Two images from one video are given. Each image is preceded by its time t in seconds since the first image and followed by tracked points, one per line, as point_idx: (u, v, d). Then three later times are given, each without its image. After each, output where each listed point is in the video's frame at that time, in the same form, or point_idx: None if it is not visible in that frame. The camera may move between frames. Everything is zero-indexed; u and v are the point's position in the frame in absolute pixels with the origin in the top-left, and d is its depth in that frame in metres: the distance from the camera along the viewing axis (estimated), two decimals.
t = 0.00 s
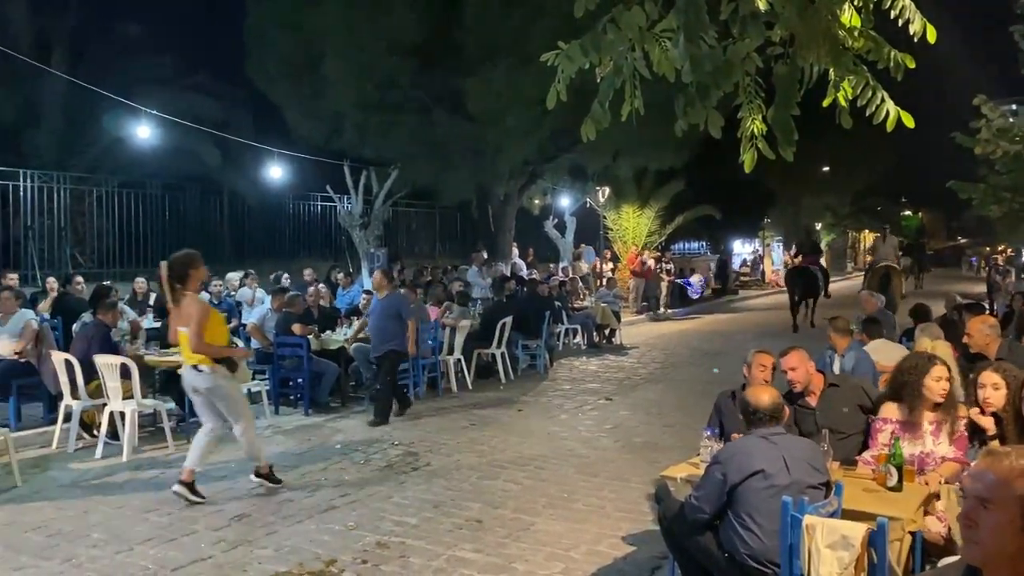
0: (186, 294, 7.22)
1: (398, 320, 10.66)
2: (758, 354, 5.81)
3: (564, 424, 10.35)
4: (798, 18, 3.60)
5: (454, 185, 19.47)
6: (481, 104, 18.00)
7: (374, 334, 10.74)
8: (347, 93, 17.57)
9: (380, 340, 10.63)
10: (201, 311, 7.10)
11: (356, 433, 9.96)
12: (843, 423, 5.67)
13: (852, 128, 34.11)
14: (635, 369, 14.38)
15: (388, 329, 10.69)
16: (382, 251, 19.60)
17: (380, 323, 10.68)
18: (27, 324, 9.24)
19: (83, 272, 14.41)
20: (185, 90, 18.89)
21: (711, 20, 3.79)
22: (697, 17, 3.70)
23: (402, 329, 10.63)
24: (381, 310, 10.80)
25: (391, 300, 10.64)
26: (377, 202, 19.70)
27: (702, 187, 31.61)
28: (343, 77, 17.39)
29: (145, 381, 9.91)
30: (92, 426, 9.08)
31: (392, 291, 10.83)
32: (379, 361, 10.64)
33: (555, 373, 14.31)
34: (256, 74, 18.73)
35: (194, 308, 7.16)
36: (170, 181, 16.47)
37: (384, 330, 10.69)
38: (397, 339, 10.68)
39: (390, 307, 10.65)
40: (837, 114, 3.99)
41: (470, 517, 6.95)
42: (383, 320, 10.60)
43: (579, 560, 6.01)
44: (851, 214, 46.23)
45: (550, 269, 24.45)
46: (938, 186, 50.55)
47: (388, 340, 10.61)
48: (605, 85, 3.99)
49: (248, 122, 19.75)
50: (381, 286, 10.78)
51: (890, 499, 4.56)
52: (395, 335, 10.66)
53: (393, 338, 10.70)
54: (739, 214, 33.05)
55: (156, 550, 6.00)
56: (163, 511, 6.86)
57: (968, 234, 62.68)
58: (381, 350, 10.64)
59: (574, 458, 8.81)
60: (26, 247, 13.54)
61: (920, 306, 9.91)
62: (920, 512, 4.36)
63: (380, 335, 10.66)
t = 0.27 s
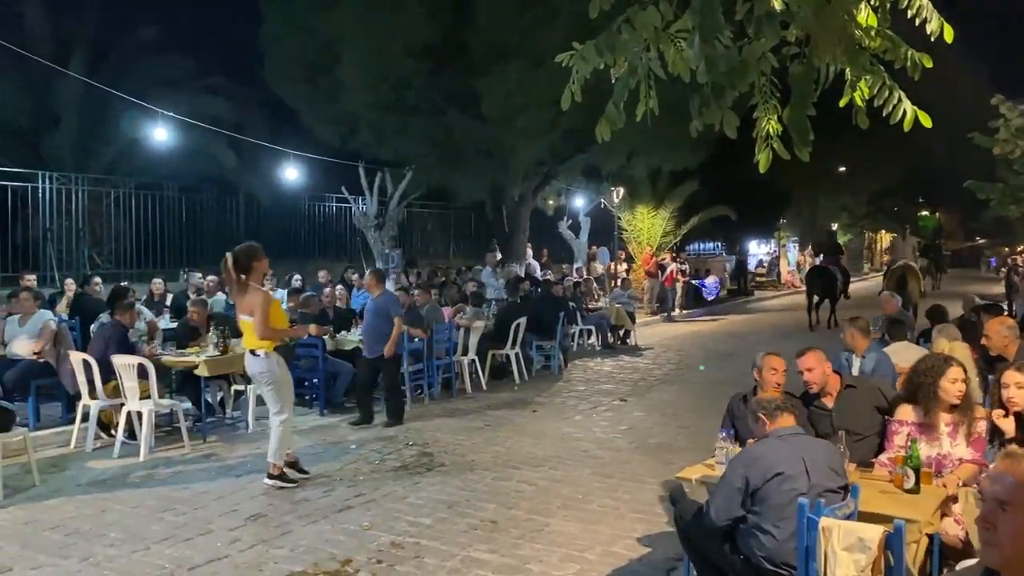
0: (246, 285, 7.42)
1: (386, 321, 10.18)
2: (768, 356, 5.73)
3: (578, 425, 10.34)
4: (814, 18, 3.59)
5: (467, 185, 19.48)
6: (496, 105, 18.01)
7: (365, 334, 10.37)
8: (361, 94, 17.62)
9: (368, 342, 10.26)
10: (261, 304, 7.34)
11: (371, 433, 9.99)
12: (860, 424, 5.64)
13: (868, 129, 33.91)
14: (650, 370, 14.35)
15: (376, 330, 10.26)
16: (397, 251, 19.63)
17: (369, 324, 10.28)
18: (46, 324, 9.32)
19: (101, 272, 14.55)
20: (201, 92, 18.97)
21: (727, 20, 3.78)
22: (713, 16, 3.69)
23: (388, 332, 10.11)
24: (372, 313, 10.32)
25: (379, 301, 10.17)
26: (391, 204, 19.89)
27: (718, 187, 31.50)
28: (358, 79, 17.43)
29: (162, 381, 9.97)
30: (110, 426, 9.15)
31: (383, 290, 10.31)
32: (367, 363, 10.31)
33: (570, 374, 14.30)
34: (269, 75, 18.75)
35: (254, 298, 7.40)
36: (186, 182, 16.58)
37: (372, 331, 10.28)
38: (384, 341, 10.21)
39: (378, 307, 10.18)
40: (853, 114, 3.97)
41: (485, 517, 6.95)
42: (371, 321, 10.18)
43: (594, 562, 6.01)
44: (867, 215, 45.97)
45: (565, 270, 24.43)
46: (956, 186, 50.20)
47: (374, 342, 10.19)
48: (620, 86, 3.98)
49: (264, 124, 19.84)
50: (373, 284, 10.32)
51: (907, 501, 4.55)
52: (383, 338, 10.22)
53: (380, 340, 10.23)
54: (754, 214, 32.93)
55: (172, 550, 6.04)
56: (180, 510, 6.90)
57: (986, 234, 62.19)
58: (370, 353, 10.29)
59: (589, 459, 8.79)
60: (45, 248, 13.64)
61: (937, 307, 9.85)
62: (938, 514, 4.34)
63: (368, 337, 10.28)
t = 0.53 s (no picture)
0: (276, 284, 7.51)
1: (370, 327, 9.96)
2: (779, 357, 5.69)
3: (592, 426, 10.32)
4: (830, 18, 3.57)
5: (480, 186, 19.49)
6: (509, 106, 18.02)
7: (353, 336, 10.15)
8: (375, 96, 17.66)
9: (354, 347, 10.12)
10: (282, 303, 7.42)
11: (385, 434, 10.00)
12: (875, 425, 5.61)
13: (884, 129, 33.69)
14: (663, 371, 14.32)
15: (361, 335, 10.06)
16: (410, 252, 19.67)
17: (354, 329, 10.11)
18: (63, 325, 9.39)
19: (118, 272, 14.72)
20: (216, 94, 19.05)
21: (742, 19, 3.76)
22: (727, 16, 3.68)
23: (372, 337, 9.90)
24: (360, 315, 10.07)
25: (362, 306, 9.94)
26: (405, 205, 19.52)
27: (733, 187, 31.38)
28: (372, 81, 17.47)
29: (178, 381, 10.03)
30: (126, 426, 9.20)
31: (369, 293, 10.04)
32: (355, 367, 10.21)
33: (583, 375, 14.28)
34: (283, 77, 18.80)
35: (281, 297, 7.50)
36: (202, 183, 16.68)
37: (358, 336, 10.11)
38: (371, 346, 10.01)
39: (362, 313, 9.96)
40: (868, 114, 3.95)
41: (499, 518, 6.96)
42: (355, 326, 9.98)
43: (608, 563, 6.00)
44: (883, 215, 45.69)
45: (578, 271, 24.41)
46: (972, 186, 49.83)
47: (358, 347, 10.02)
48: (634, 87, 3.97)
49: (277, 126, 19.91)
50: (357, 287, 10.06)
51: (923, 503, 4.51)
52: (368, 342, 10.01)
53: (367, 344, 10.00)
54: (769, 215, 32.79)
55: (188, 549, 6.06)
56: (195, 510, 6.94)
57: (1003, 235, 61.70)
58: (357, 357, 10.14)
59: (602, 460, 8.78)
60: (62, 249, 13.72)
61: (951, 309, 9.80)
62: (954, 516, 4.31)
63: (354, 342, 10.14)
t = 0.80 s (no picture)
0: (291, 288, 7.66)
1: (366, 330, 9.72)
2: (795, 359, 5.66)
3: (606, 427, 10.31)
4: (847, 18, 3.55)
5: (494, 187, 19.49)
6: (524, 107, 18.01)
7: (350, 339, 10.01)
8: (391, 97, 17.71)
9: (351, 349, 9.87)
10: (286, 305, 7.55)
11: (399, 435, 10.02)
12: (893, 426, 5.57)
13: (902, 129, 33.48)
14: (678, 373, 14.28)
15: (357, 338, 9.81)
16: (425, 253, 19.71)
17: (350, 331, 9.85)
18: (81, 325, 9.45)
19: (134, 274, 14.79)
20: (232, 96, 19.13)
21: (759, 20, 3.75)
22: (744, 17, 3.67)
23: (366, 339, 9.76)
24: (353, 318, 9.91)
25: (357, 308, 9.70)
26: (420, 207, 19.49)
27: (748, 188, 31.24)
28: (387, 82, 17.50)
29: (194, 382, 10.08)
30: (144, 426, 9.25)
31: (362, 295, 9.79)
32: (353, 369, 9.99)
33: (598, 376, 14.26)
34: (299, 78, 18.86)
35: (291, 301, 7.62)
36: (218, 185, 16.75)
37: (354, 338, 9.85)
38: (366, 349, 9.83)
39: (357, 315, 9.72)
40: (886, 114, 3.93)
41: (513, 519, 6.96)
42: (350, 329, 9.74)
43: (623, 564, 5.99)
44: (899, 216, 45.42)
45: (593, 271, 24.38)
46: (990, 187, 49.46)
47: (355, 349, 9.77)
48: (650, 87, 3.97)
49: (293, 127, 19.98)
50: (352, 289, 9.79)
51: (942, 505, 4.48)
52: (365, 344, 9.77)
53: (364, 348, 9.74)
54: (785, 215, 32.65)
55: (205, 549, 6.10)
56: (211, 510, 6.97)
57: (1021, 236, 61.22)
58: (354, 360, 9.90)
59: (617, 462, 8.77)
60: (80, 251, 13.81)
61: (968, 311, 9.72)
62: (972, 519, 4.28)
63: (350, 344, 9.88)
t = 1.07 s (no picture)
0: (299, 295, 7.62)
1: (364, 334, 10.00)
2: (812, 360, 5.63)
3: (622, 429, 10.28)
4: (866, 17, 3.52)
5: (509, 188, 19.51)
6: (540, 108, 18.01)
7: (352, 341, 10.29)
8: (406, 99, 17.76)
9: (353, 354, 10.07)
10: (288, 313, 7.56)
11: (416, 435, 10.04)
12: (910, 427, 5.54)
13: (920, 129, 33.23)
14: (694, 374, 14.24)
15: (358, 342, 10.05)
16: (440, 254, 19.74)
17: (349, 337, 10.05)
18: (100, 326, 9.51)
19: (152, 276, 14.86)
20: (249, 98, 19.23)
21: (776, 20, 3.74)
22: (761, 16, 3.66)
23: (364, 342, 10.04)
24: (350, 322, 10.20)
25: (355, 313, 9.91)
26: (435, 207, 19.61)
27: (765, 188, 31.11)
28: (403, 84, 17.54)
29: (212, 382, 10.13)
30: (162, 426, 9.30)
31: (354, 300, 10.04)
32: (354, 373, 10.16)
33: (614, 377, 14.23)
34: (315, 80, 18.94)
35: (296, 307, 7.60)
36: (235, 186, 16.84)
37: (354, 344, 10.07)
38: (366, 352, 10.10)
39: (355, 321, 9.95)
40: (905, 113, 3.90)
41: (529, 520, 6.96)
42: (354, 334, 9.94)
43: (640, 566, 5.98)
44: (917, 217, 45.10)
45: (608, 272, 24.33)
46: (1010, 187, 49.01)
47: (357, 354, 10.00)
48: (667, 88, 3.96)
49: (309, 129, 20.06)
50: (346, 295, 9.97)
51: (961, 509, 4.45)
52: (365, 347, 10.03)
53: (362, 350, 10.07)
54: (802, 216, 32.48)
55: (223, 548, 6.13)
56: (229, 510, 7.00)
57: None
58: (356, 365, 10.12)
59: (633, 463, 8.75)
60: (99, 252, 13.92)
61: (988, 312, 9.64)
62: (992, 522, 4.25)
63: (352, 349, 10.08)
